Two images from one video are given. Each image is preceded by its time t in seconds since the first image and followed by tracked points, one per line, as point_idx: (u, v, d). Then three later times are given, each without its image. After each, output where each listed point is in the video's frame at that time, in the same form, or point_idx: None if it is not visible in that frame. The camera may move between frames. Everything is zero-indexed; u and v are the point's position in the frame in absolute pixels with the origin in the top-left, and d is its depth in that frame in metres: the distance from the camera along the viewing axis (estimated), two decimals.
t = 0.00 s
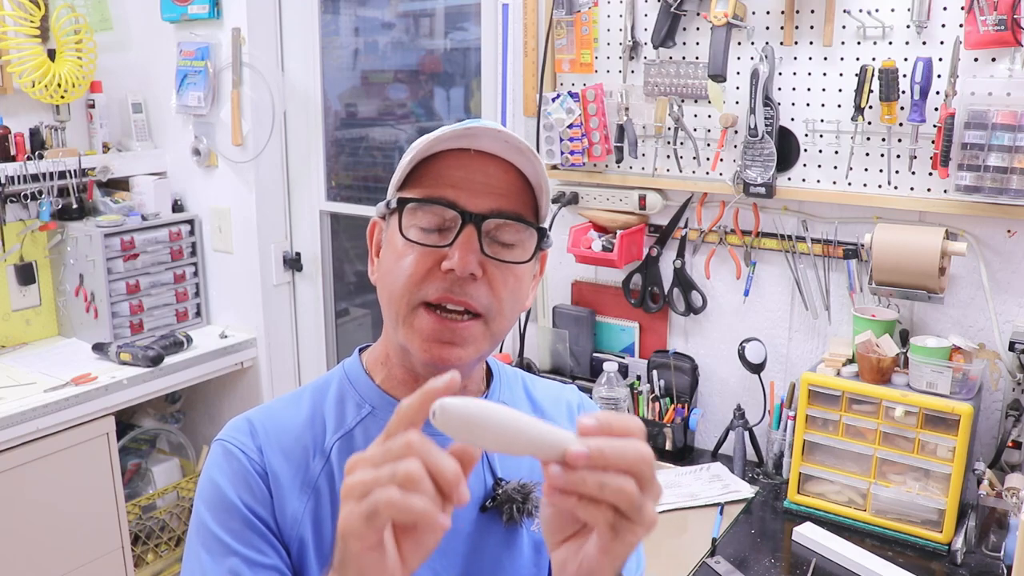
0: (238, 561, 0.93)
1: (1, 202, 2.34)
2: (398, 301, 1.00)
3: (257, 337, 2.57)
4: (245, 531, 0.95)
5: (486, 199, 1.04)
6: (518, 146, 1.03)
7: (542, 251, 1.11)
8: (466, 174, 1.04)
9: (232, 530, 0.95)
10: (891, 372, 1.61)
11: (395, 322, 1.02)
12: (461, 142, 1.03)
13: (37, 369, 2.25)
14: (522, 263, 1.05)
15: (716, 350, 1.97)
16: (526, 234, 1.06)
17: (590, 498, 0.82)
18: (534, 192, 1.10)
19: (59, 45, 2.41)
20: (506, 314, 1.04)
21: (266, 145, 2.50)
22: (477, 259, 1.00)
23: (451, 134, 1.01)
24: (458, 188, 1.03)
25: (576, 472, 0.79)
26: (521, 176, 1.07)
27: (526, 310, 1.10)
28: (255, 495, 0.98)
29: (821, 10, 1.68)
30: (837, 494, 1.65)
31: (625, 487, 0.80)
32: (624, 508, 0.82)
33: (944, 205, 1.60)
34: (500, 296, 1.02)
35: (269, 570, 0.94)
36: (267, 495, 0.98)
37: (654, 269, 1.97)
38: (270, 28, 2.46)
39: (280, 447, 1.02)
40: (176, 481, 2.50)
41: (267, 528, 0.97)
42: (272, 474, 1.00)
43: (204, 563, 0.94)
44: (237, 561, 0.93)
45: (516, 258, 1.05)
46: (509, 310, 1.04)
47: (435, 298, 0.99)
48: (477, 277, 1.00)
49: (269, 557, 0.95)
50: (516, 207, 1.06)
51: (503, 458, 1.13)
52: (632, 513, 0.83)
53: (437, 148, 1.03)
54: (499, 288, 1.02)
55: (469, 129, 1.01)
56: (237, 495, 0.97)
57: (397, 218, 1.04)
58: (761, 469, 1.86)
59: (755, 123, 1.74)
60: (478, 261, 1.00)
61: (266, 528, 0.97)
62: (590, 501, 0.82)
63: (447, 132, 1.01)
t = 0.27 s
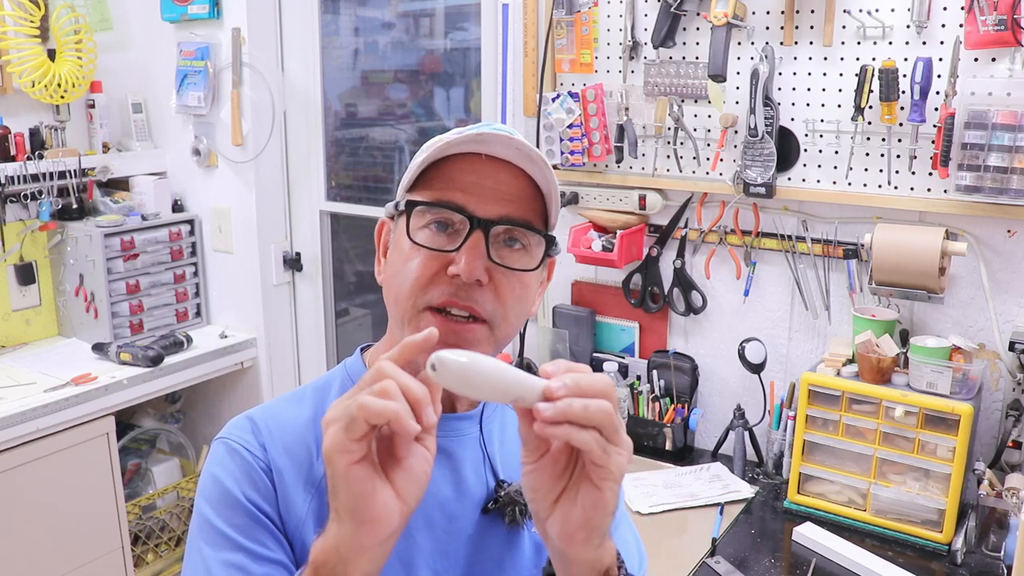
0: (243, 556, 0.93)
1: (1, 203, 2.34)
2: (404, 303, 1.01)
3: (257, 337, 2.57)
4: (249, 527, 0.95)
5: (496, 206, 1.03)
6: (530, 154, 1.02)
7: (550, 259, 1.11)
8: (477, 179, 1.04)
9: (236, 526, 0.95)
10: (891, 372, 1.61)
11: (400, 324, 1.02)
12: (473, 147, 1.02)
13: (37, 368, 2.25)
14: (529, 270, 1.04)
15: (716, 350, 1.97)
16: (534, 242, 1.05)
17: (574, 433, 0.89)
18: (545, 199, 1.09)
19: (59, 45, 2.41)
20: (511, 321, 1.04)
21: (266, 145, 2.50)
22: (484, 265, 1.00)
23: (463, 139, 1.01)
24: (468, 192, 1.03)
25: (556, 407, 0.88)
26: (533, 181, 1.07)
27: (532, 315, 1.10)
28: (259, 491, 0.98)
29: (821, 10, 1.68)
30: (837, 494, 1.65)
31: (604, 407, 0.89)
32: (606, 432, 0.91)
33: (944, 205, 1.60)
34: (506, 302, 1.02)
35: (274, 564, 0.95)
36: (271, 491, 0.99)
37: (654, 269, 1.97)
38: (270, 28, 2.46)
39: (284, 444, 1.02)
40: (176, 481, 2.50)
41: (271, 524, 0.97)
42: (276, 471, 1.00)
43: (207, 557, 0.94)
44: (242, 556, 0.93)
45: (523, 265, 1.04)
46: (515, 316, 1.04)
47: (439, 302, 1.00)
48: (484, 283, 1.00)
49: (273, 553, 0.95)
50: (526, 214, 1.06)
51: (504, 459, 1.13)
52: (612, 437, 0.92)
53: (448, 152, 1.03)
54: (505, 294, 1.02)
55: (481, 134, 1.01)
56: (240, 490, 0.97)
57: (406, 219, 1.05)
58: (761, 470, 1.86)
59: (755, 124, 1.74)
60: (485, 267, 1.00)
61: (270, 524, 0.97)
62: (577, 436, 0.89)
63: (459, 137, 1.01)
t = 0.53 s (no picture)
0: (248, 553, 0.93)
1: (1, 202, 2.34)
2: (407, 304, 1.01)
3: (258, 337, 2.57)
4: (254, 525, 0.95)
5: (500, 208, 1.03)
6: (537, 157, 1.02)
7: (554, 262, 1.11)
8: (482, 181, 1.04)
9: (241, 524, 0.95)
10: (890, 372, 1.61)
11: (402, 324, 1.02)
12: (480, 149, 1.03)
13: (37, 369, 2.25)
14: (533, 273, 1.04)
15: (716, 350, 1.97)
16: (539, 245, 1.05)
17: (578, 437, 0.89)
18: (550, 204, 1.09)
19: (59, 45, 2.41)
20: (514, 324, 1.04)
21: (266, 145, 2.50)
22: (488, 267, 1.00)
23: (470, 140, 1.01)
24: (473, 194, 1.03)
25: (561, 413, 0.87)
26: (538, 185, 1.07)
27: (535, 319, 1.10)
28: (263, 490, 0.98)
29: (821, 10, 1.68)
30: (837, 494, 1.65)
31: (607, 410, 0.89)
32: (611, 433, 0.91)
33: (944, 205, 1.60)
34: (509, 305, 1.02)
35: (279, 562, 0.95)
36: (275, 489, 0.99)
37: (654, 269, 1.97)
38: (270, 27, 2.46)
39: (287, 443, 1.02)
40: (176, 481, 2.50)
41: (275, 522, 0.97)
42: (280, 470, 1.00)
43: (211, 555, 0.94)
44: (247, 554, 0.93)
45: (527, 268, 1.04)
46: (518, 319, 1.04)
47: (443, 303, 0.99)
48: (487, 285, 1.00)
49: (278, 551, 0.95)
50: (530, 216, 1.06)
51: (505, 461, 1.14)
52: (616, 439, 0.92)
53: (455, 154, 1.03)
54: (508, 297, 1.02)
55: (488, 136, 1.01)
56: (244, 488, 0.97)
57: (410, 219, 1.05)
58: (761, 469, 1.86)
59: (755, 124, 1.74)
60: (489, 269, 1.00)
61: (274, 522, 0.97)
62: (581, 440, 0.89)
63: (466, 138, 1.01)
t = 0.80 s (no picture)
0: (251, 554, 0.93)
1: (1, 202, 2.34)
2: (409, 304, 1.01)
3: (257, 337, 2.57)
4: (256, 525, 0.95)
5: (502, 205, 1.03)
6: (537, 154, 1.02)
7: (556, 260, 1.11)
8: (483, 179, 1.04)
9: (243, 524, 0.95)
10: (891, 372, 1.61)
11: (405, 324, 1.02)
12: (480, 147, 1.03)
13: (37, 368, 2.25)
14: (535, 270, 1.04)
15: (716, 350, 1.97)
16: (540, 242, 1.05)
17: (589, 431, 0.90)
18: (551, 201, 1.09)
19: (59, 45, 2.41)
20: (516, 322, 1.04)
21: (266, 145, 2.50)
22: (489, 265, 1.00)
23: (470, 138, 1.01)
24: (474, 192, 1.03)
25: (573, 405, 0.88)
26: (539, 182, 1.07)
27: (538, 317, 1.10)
28: (265, 491, 0.98)
29: (821, 10, 1.68)
30: (837, 494, 1.65)
31: (618, 403, 0.90)
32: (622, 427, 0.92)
33: (944, 205, 1.60)
34: (511, 303, 1.02)
35: (281, 563, 0.95)
36: (277, 491, 0.99)
37: (654, 269, 1.97)
38: (270, 27, 2.46)
39: (290, 443, 1.02)
40: (176, 481, 2.50)
41: (278, 524, 0.97)
42: (282, 471, 1.00)
43: (213, 555, 0.94)
44: (249, 555, 0.93)
45: (529, 265, 1.04)
46: (520, 317, 1.04)
47: (445, 303, 0.99)
48: (489, 283, 1.00)
49: (280, 552, 0.95)
50: (532, 213, 1.06)
51: (508, 460, 1.13)
52: (627, 433, 0.93)
53: (455, 152, 1.03)
54: (510, 295, 1.02)
55: (488, 134, 1.01)
56: (246, 488, 0.97)
57: (412, 219, 1.05)
58: (761, 469, 1.86)
59: (755, 123, 1.74)
60: (490, 267, 1.00)
61: (276, 523, 0.97)
62: (592, 435, 0.90)
63: (465, 137, 1.01)
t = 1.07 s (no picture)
0: (250, 552, 0.93)
1: (1, 202, 2.34)
2: (410, 307, 1.01)
3: (257, 337, 2.57)
4: (256, 524, 0.95)
5: (502, 208, 1.03)
6: (539, 158, 1.02)
7: (557, 263, 1.11)
8: (484, 182, 1.04)
9: (243, 523, 0.95)
10: (891, 372, 1.61)
11: (406, 327, 1.02)
12: (481, 150, 1.02)
13: (37, 368, 2.25)
14: (536, 273, 1.04)
15: (716, 350, 1.97)
16: (541, 245, 1.05)
17: (593, 437, 0.89)
18: (552, 204, 1.09)
19: (59, 45, 2.41)
20: (518, 324, 1.03)
21: (266, 145, 2.50)
22: (490, 269, 1.00)
23: (471, 142, 1.01)
24: (474, 195, 1.03)
25: (577, 411, 0.86)
26: (540, 186, 1.07)
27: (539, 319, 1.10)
28: (265, 489, 0.98)
29: (821, 10, 1.68)
30: (836, 494, 1.65)
31: (625, 410, 0.88)
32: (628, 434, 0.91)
33: (944, 205, 1.60)
34: (511, 306, 1.02)
35: (281, 562, 0.94)
36: (277, 490, 0.99)
37: (654, 269, 1.97)
38: (270, 27, 2.46)
39: (290, 443, 1.02)
40: (176, 481, 2.50)
41: (278, 523, 0.97)
42: (283, 470, 1.00)
43: (213, 553, 0.94)
44: (248, 553, 0.93)
45: (530, 268, 1.04)
46: (521, 320, 1.04)
47: (446, 307, 0.99)
48: (490, 287, 1.00)
49: (279, 551, 0.95)
50: (533, 217, 1.06)
51: (508, 460, 1.13)
52: (634, 438, 0.92)
53: (456, 156, 1.03)
54: (511, 298, 1.02)
55: (490, 137, 1.01)
56: (247, 487, 0.97)
57: (412, 222, 1.05)
58: (761, 469, 1.86)
59: (755, 123, 1.74)
60: (491, 270, 1.00)
61: (276, 522, 0.97)
62: (595, 441, 0.89)
63: (466, 140, 1.01)
